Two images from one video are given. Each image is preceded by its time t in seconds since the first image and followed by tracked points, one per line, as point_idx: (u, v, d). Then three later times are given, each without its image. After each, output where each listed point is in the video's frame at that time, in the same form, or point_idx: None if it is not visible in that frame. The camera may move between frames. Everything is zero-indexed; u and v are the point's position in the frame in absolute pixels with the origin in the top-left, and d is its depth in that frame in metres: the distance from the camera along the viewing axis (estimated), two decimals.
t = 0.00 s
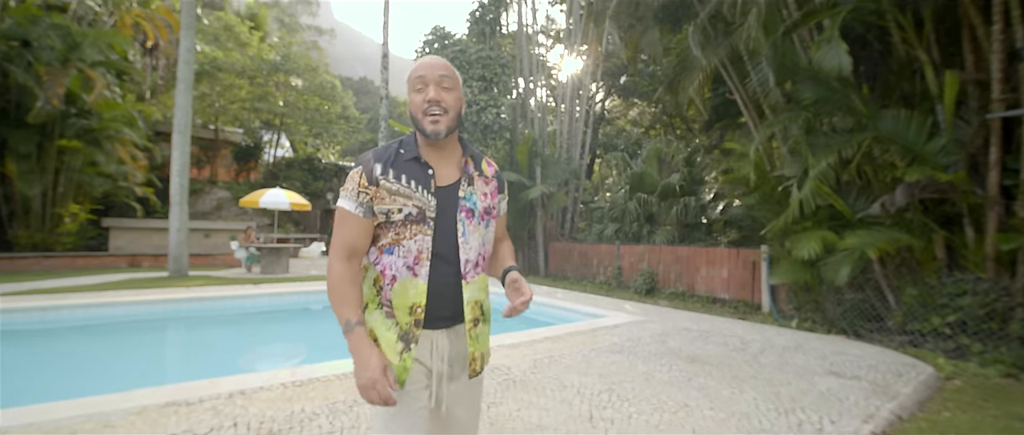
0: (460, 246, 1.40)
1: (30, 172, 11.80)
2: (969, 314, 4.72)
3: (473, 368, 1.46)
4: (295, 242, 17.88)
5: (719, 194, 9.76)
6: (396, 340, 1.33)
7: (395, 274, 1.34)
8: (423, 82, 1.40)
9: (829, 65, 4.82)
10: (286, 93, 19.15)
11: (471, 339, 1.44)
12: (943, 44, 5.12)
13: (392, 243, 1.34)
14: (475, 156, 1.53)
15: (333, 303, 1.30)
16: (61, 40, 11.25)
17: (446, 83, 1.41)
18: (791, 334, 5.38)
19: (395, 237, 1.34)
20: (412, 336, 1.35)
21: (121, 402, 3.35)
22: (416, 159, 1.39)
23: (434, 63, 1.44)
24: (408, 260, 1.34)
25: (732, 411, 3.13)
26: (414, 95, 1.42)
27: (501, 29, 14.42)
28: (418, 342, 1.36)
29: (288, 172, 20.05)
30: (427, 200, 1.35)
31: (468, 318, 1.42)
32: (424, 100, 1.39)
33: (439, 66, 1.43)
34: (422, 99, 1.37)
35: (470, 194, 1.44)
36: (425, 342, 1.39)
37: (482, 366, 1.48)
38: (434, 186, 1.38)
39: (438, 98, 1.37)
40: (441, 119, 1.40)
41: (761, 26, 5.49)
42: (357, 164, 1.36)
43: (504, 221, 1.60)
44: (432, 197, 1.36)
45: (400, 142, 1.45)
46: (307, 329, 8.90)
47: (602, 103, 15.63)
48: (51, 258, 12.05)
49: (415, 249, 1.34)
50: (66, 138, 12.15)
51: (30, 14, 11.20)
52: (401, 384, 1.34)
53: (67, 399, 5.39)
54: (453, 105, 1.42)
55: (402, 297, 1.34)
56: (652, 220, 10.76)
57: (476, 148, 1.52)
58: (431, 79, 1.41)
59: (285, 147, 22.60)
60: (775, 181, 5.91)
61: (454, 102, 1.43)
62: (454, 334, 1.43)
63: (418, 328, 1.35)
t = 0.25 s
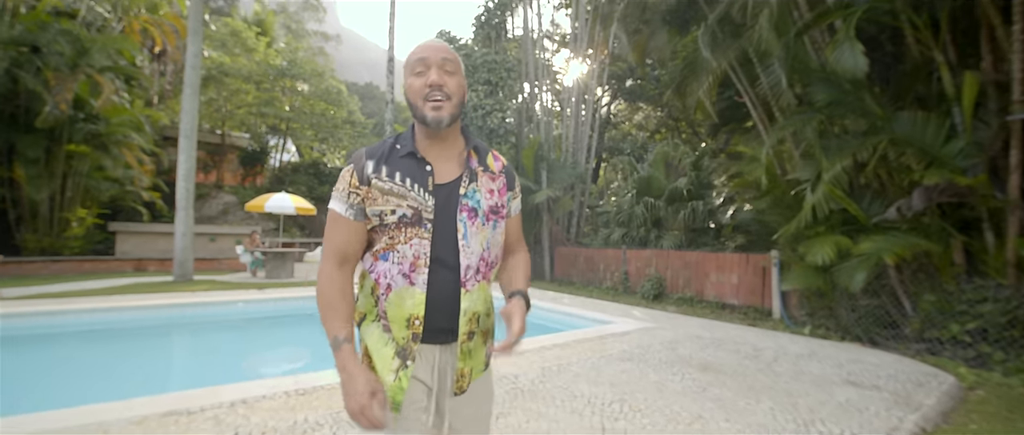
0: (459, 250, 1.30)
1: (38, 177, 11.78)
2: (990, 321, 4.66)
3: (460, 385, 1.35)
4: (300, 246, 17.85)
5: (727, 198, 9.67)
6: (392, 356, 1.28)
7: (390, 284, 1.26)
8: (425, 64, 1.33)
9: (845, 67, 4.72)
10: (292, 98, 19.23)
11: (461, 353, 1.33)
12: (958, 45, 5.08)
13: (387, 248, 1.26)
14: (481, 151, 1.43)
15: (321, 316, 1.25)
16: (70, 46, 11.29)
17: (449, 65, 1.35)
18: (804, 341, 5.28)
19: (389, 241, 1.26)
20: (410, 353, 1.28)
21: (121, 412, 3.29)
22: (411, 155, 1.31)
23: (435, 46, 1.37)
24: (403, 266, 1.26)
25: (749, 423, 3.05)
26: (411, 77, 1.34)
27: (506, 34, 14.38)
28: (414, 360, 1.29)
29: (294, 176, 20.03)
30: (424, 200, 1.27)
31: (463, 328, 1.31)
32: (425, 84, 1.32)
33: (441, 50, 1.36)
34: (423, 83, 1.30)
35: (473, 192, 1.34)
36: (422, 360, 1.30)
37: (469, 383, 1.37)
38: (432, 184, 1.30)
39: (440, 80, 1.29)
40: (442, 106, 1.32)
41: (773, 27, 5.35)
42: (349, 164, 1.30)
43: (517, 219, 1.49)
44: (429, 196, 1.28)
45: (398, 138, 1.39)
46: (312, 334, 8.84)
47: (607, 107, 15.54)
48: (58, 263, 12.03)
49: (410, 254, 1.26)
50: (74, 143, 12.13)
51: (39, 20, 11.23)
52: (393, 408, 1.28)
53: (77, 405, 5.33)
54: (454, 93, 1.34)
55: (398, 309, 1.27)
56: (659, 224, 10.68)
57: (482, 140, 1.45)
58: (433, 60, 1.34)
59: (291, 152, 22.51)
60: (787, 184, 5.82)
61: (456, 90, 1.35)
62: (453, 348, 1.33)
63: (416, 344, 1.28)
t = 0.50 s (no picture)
0: (456, 256, 1.22)
1: (41, 180, 11.84)
2: (1003, 325, 4.59)
3: (462, 404, 1.29)
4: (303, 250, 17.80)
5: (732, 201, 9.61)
6: (387, 373, 1.23)
7: (383, 293, 1.20)
8: (426, 49, 1.28)
9: (854, 68, 4.66)
10: (295, 102, 19.28)
11: (461, 370, 1.27)
12: (968, 45, 5.03)
13: (380, 254, 1.20)
14: (483, 146, 1.35)
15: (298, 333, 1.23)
16: (74, 49, 11.20)
17: (450, 52, 1.30)
18: (812, 346, 5.21)
19: (382, 246, 1.20)
20: (404, 369, 1.22)
21: (122, 419, 3.36)
22: (407, 153, 1.26)
23: (436, 34, 1.31)
24: (396, 273, 1.19)
25: (760, 431, 2.99)
26: (412, 63, 1.29)
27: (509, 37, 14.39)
28: (408, 376, 1.23)
29: (296, 179, 19.99)
30: (419, 201, 1.20)
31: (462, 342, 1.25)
32: (424, 73, 1.27)
33: (444, 39, 1.31)
34: (424, 68, 1.24)
35: (473, 192, 1.26)
36: (419, 374, 1.26)
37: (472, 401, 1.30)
38: (428, 184, 1.23)
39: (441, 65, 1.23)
40: (441, 96, 1.26)
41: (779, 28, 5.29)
42: (342, 163, 1.25)
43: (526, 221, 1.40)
44: (425, 197, 1.21)
45: (395, 134, 1.33)
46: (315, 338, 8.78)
47: (609, 110, 15.49)
48: (60, 266, 11.98)
49: (403, 260, 1.19)
50: (77, 147, 12.14)
51: (43, 23, 11.19)
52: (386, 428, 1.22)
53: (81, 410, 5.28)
54: (456, 85, 1.28)
55: (393, 321, 1.20)
56: (662, 228, 10.62)
57: (484, 136, 1.36)
58: (434, 47, 1.29)
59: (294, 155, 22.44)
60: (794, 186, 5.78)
61: (457, 80, 1.28)
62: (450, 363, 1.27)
63: (411, 359, 1.22)
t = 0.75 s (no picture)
0: (451, 269, 1.20)
1: (42, 184, 11.82)
2: (1010, 330, 4.56)
3: (460, 424, 1.26)
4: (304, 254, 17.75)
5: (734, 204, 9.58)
6: (377, 386, 1.18)
7: (374, 306, 1.17)
8: (432, 57, 1.25)
9: (857, 70, 4.63)
10: (296, 106, 19.30)
11: (461, 390, 1.24)
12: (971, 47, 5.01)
13: (372, 263, 1.17)
14: (482, 158, 1.33)
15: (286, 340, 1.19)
16: (76, 53, 11.16)
17: (456, 61, 1.26)
18: (817, 351, 5.16)
19: (376, 255, 1.17)
20: (395, 384, 1.18)
21: (123, 423, 3.51)
22: (405, 158, 1.23)
23: (442, 38, 1.28)
24: (389, 284, 1.17)
25: None
26: (417, 71, 1.26)
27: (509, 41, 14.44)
28: (399, 393, 1.19)
29: (297, 182, 19.96)
30: (415, 209, 1.18)
31: (457, 359, 1.23)
32: (429, 79, 1.23)
33: (452, 46, 1.27)
34: (427, 76, 1.21)
35: (469, 204, 1.24)
36: (411, 388, 1.23)
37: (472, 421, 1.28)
38: (426, 194, 1.20)
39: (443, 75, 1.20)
40: (446, 106, 1.23)
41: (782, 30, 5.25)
42: (337, 166, 1.22)
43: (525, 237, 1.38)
44: (422, 206, 1.18)
45: (393, 138, 1.30)
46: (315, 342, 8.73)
47: (610, 113, 15.48)
48: (61, 270, 11.95)
49: (395, 270, 1.16)
50: (78, 150, 12.13)
51: (45, 27, 11.19)
52: None
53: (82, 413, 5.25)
54: (461, 96, 1.25)
55: (384, 335, 1.17)
56: (664, 231, 10.58)
57: (485, 148, 1.34)
58: (441, 53, 1.25)
59: (295, 159, 22.39)
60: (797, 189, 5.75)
61: (462, 90, 1.25)
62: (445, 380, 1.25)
63: (402, 374, 1.18)
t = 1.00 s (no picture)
0: (451, 269, 1.16)
1: (47, 189, 11.72)
2: (1021, 336, 4.51)
3: (452, 424, 1.23)
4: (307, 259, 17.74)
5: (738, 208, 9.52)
6: (375, 388, 1.13)
7: (376, 305, 1.11)
8: (448, 64, 1.20)
9: (862, 72, 4.56)
10: (301, 111, 19.17)
11: (455, 389, 1.21)
12: (977, 49, 4.96)
13: (373, 262, 1.11)
14: (482, 161, 1.30)
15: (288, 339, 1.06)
16: (82, 60, 11.27)
17: (473, 72, 1.23)
18: (823, 357, 5.09)
19: (377, 254, 1.11)
20: (393, 386, 1.14)
21: (122, 427, 3.53)
22: (410, 158, 1.18)
23: (455, 41, 1.23)
24: (392, 284, 1.11)
25: None
26: (430, 75, 1.21)
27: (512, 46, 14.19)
28: (398, 394, 1.15)
29: (301, 187, 19.98)
30: (419, 210, 1.14)
31: (453, 359, 1.20)
32: (442, 87, 1.19)
33: (466, 50, 1.23)
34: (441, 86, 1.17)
35: (471, 205, 1.23)
36: (409, 390, 1.18)
37: (468, 418, 1.25)
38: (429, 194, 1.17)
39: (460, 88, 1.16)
40: (455, 115, 1.19)
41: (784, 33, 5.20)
42: (336, 162, 1.15)
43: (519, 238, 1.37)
44: (426, 206, 1.15)
45: (394, 137, 1.24)
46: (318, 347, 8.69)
47: (613, 118, 15.46)
48: (65, 274, 11.95)
49: (397, 270, 1.11)
50: (84, 156, 12.15)
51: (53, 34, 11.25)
52: None
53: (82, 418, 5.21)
54: (474, 105, 1.22)
55: (383, 335, 1.12)
56: (667, 236, 10.54)
57: (487, 151, 1.31)
58: (457, 63, 1.21)
59: (299, 164, 22.36)
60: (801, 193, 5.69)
61: (475, 100, 1.22)
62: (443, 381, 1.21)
63: (400, 375, 1.14)
